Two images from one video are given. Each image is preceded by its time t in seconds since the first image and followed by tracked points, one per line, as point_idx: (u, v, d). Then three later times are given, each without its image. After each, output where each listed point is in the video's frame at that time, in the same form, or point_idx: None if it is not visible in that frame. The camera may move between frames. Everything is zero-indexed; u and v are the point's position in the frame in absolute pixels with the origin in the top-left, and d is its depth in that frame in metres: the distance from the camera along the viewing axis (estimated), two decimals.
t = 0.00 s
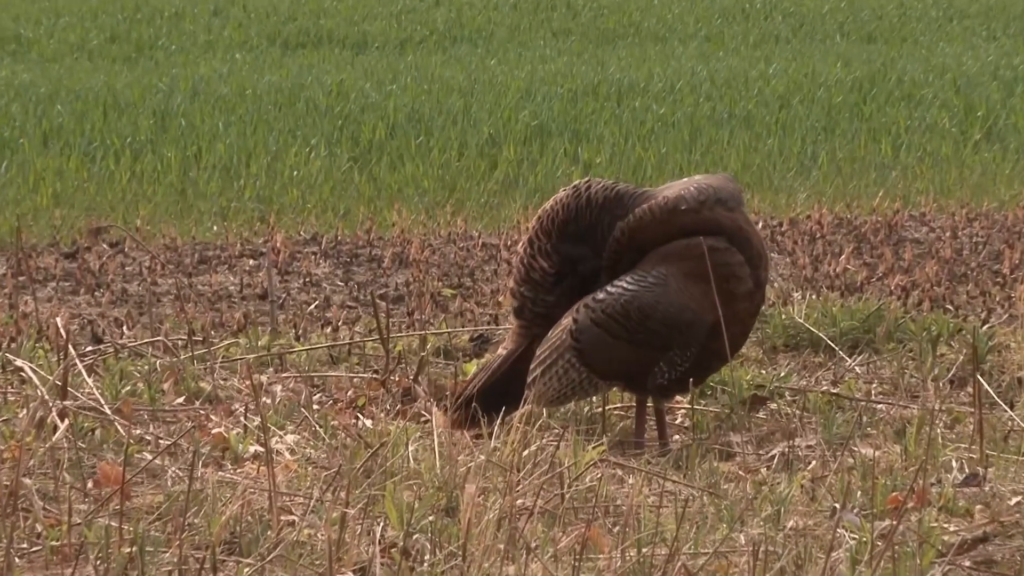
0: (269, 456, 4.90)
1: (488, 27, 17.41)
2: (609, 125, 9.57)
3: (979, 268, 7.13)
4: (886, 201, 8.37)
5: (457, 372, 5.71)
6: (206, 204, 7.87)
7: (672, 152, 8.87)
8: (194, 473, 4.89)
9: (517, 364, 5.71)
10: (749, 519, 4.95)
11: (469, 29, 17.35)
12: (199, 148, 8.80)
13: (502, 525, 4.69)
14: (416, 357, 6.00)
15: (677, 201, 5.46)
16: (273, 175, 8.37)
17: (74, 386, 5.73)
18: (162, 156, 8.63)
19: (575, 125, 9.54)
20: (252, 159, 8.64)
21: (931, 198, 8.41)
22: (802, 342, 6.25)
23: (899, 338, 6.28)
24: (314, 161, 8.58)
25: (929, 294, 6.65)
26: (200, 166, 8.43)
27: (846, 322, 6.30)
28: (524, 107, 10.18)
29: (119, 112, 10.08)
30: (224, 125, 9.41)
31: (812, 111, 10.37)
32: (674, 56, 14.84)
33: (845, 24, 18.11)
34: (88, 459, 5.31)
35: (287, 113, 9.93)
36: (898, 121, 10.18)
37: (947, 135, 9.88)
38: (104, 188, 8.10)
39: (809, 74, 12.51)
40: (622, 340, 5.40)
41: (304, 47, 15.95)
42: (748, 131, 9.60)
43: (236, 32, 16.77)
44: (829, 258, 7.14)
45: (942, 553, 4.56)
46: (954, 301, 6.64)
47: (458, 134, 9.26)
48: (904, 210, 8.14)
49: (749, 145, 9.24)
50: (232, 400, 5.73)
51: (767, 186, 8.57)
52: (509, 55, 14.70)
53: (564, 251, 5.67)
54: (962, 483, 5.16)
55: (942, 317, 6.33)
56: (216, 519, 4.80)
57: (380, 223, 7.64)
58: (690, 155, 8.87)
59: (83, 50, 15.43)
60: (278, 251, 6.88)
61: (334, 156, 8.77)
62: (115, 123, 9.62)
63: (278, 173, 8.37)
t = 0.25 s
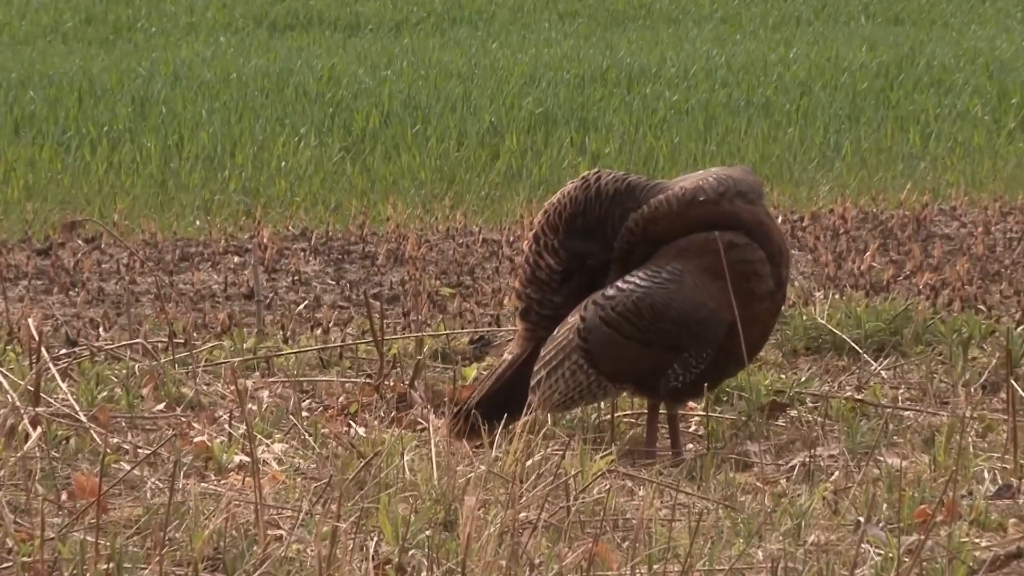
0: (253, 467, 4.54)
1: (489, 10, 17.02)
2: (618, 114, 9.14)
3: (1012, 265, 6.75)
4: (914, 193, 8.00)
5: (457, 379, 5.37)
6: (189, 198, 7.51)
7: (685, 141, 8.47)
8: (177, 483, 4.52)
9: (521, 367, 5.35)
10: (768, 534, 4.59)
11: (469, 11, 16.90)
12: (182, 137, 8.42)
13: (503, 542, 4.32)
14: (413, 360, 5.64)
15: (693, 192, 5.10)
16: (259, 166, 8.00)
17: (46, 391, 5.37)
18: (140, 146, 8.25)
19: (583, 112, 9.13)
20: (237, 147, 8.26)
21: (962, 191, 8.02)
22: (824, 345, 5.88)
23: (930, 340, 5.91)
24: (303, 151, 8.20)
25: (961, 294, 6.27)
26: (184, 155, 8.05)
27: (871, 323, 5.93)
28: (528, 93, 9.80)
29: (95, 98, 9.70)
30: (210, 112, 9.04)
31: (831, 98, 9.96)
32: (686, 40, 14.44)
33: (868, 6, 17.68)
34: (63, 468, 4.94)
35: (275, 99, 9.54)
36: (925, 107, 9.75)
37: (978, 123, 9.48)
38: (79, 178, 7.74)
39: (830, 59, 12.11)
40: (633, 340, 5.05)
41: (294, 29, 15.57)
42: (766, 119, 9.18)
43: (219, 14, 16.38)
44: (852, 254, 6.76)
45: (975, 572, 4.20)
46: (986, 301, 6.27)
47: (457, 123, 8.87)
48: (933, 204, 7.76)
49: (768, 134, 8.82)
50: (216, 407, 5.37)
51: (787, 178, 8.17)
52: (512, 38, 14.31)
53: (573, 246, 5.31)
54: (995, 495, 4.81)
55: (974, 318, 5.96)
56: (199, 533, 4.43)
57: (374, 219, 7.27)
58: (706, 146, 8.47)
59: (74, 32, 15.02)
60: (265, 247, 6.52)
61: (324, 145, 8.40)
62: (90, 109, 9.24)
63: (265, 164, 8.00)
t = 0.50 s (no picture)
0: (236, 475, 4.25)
1: None
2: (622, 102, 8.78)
3: None
4: (936, 185, 7.68)
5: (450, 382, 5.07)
6: (167, 191, 7.22)
7: (693, 130, 8.13)
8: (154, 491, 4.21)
9: (518, 370, 5.04)
10: (779, 546, 4.29)
11: None
12: (159, 125, 8.11)
13: (497, 555, 4.02)
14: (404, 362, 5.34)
15: (702, 183, 4.81)
16: (241, 156, 7.68)
17: (15, 396, 5.07)
18: (114, 134, 7.94)
19: (584, 100, 8.78)
20: (219, 137, 7.94)
21: (985, 181, 7.70)
22: (839, 347, 5.58)
23: (953, 340, 5.60)
24: (288, 139, 7.89)
25: (986, 292, 5.97)
26: (162, 146, 7.74)
27: (889, 323, 5.63)
28: (527, 79, 9.48)
29: (67, 84, 9.39)
30: (189, 99, 8.72)
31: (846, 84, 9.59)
32: (695, 23, 14.11)
33: None
34: (34, 476, 4.63)
35: (258, 84, 9.20)
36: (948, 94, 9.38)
37: (1003, 110, 9.16)
38: (50, 167, 7.45)
39: (847, 44, 11.78)
40: (639, 341, 4.76)
41: (279, 11, 15.26)
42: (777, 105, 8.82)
43: None
44: (868, 249, 6.45)
45: None
46: (1011, 299, 5.96)
47: (451, 111, 8.53)
48: (957, 197, 7.44)
49: (781, 121, 8.46)
50: (195, 412, 5.07)
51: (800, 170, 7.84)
52: (510, 21, 13.99)
53: (574, 242, 4.98)
54: (1020, 505, 4.51)
55: (1000, 317, 5.65)
56: (178, 545, 4.12)
57: (363, 214, 6.97)
58: (715, 135, 8.12)
59: (64, 16, 14.64)
60: (247, 242, 6.21)
61: (308, 134, 8.09)
62: (61, 96, 8.92)
63: (247, 154, 7.70)
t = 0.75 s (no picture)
0: (210, 486, 3.92)
1: None
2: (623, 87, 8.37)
3: None
4: (961, 178, 7.35)
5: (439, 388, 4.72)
6: (137, 182, 6.90)
7: (699, 118, 7.76)
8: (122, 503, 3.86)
9: (512, 374, 4.69)
10: (791, 562, 3.94)
11: None
12: (129, 114, 7.76)
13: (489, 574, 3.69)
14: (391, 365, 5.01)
15: (710, 174, 4.48)
16: (216, 146, 7.35)
17: None
18: (82, 122, 7.59)
19: (584, 85, 8.37)
20: (194, 125, 7.60)
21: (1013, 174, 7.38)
22: (856, 349, 5.26)
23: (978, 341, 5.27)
24: (265, 127, 7.54)
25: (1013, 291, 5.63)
26: (133, 135, 7.41)
27: (909, 324, 5.30)
28: (524, 62, 9.13)
29: (29, 70, 9.02)
30: (162, 85, 8.39)
31: (862, 65, 9.15)
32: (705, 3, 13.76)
33: None
34: None
35: (233, 68, 8.85)
36: (972, 76, 8.94)
37: None
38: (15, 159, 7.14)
39: (865, 25, 11.43)
40: (642, 344, 4.44)
41: None
42: (788, 90, 8.40)
43: None
44: (886, 245, 6.11)
45: None
46: None
47: (442, 96, 8.14)
48: (984, 191, 7.11)
49: (793, 107, 8.06)
50: (166, 419, 4.75)
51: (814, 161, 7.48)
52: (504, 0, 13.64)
53: (572, 237, 4.65)
54: None
55: None
56: (149, 560, 3.78)
57: (346, 208, 6.64)
58: (723, 123, 7.75)
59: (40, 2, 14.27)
60: (223, 237, 5.88)
61: (286, 120, 7.73)
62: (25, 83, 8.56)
63: (224, 142, 7.37)
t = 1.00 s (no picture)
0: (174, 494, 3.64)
1: None
2: (613, 73, 8.01)
3: None
4: (972, 169, 7.08)
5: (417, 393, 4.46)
6: (97, 173, 6.63)
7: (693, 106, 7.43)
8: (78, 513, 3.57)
9: (495, 379, 4.42)
10: None
11: None
12: (89, 101, 7.46)
13: None
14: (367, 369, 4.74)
15: (708, 165, 4.20)
16: (180, 137, 7.08)
17: None
18: (40, 111, 7.32)
19: (573, 69, 7.99)
20: (158, 115, 7.33)
21: None
22: (861, 351, 4.99)
23: (990, 342, 5.00)
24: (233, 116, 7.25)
25: None
26: (93, 124, 7.12)
27: (916, 325, 5.03)
28: (506, 44, 8.84)
29: None
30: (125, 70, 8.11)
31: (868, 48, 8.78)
32: None
33: None
34: None
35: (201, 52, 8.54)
36: (985, 59, 8.55)
37: None
38: None
39: (868, 7, 11.13)
40: (635, 346, 4.17)
41: None
42: (788, 75, 8.04)
43: None
44: (892, 241, 5.83)
45: None
46: None
47: (421, 81, 7.78)
48: (996, 184, 6.84)
49: (795, 94, 7.71)
50: (127, 425, 4.47)
51: (817, 153, 7.18)
52: None
53: (559, 233, 4.36)
54: None
55: None
56: (108, 572, 3.49)
57: (318, 202, 6.35)
58: (720, 111, 7.41)
59: None
60: (188, 232, 5.59)
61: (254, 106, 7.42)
62: None
63: (188, 132, 7.09)
